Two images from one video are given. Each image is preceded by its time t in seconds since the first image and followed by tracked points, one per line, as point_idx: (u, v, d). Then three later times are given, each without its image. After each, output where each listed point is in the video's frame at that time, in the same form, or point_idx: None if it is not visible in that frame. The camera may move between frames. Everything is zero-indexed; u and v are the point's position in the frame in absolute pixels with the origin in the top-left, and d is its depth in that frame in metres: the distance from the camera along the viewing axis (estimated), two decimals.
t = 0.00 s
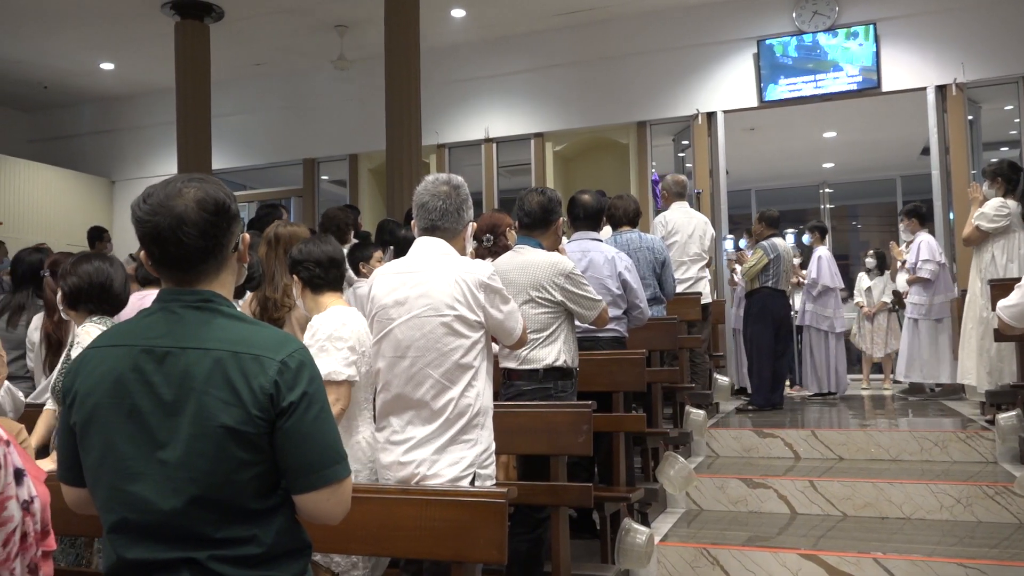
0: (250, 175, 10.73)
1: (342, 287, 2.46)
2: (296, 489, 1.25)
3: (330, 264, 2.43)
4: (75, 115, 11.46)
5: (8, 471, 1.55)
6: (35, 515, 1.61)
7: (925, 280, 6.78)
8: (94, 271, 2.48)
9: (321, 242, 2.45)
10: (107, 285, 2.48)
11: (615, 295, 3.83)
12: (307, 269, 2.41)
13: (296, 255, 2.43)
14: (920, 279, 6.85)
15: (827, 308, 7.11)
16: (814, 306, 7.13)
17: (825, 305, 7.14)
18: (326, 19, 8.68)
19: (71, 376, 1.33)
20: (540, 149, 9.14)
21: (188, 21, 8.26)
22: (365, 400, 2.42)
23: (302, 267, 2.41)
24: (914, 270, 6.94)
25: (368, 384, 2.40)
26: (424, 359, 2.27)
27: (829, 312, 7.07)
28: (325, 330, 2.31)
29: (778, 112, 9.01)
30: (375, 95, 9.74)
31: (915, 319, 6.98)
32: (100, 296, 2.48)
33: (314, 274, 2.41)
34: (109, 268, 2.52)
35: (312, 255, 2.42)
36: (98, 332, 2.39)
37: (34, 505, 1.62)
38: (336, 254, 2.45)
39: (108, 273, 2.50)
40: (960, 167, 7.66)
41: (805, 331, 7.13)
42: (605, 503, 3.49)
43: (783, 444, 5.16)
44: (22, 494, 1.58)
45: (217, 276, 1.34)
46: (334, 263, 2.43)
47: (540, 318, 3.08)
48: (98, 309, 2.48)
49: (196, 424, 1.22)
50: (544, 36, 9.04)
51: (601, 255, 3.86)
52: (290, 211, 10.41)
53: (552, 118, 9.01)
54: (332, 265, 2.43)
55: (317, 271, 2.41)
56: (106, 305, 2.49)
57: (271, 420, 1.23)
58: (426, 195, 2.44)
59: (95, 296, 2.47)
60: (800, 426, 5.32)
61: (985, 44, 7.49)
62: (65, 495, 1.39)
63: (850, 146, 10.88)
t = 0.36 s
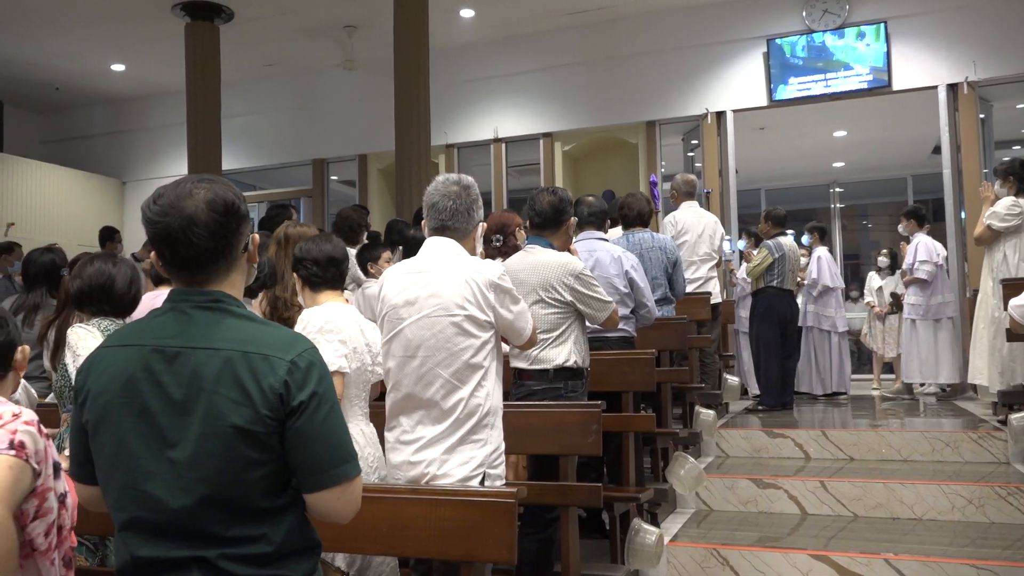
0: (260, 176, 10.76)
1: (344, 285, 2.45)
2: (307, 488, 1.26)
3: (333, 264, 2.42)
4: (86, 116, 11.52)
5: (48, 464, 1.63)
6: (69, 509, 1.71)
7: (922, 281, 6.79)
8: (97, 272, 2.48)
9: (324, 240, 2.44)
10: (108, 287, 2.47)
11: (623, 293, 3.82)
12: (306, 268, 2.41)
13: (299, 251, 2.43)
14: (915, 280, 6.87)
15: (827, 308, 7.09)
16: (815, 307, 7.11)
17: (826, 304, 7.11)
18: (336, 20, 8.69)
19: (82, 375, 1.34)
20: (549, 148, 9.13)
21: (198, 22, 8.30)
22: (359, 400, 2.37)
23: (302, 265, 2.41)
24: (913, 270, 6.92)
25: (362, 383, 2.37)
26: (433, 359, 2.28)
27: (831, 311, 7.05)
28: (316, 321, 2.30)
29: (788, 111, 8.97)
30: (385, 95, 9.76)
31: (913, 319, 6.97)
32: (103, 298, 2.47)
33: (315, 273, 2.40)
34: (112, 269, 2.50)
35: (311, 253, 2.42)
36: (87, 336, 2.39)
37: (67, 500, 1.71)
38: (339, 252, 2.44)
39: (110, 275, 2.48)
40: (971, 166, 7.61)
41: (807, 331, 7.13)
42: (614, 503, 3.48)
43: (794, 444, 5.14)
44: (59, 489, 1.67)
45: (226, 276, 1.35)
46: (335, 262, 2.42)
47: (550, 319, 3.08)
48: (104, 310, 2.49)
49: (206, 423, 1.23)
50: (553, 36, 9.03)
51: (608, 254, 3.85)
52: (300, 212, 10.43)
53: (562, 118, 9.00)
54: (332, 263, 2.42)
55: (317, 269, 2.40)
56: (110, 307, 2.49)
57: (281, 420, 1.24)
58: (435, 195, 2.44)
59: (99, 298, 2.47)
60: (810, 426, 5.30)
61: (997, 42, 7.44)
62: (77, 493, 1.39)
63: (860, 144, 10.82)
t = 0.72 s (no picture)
0: (271, 176, 10.80)
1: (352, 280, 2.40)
2: (318, 486, 1.26)
3: (337, 264, 2.35)
4: (98, 117, 11.59)
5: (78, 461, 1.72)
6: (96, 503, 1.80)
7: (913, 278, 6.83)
8: (117, 271, 2.48)
9: (335, 240, 2.37)
10: (130, 285, 2.49)
11: (627, 292, 3.80)
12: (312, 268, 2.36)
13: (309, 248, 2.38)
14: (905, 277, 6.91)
15: (824, 307, 7.05)
16: (812, 305, 7.10)
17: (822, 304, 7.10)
18: (346, 20, 8.72)
19: (94, 375, 1.34)
20: (559, 148, 9.13)
21: (209, 23, 8.33)
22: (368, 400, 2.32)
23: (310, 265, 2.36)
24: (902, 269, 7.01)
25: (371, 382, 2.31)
26: (444, 358, 2.28)
27: (827, 310, 7.01)
28: (305, 318, 2.30)
29: (799, 109, 8.94)
30: (395, 95, 9.78)
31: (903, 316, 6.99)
32: (125, 296, 2.49)
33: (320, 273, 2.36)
34: (131, 266, 2.51)
35: (319, 253, 2.36)
36: (96, 335, 2.42)
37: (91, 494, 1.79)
38: (347, 253, 2.37)
39: (130, 273, 2.50)
40: (985, 164, 7.56)
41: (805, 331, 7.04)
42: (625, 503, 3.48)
43: (805, 444, 5.12)
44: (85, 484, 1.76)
45: (236, 276, 1.35)
46: (343, 262, 2.36)
47: (561, 318, 3.08)
48: (123, 308, 2.50)
49: (218, 423, 1.23)
50: (563, 36, 9.03)
51: (611, 252, 3.84)
52: (310, 212, 10.45)
53: (571, 118, 8.99)
54: (341, 263, 2.36)
55: (323, 269, 2.35)
56: (131, 304, 2.51)
57: (292, 418, 1.24)
58: (446, 195, 2.44)
59: (120, 296, 2.49)
60: (822, 426, 5.28)
61: (1010, 39, 7.39)
62: (90, 491, 1.40)
63: (871, 143, 10.77)
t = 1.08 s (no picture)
0: (282, 177, 10.83)
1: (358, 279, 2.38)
2: (328, 485, 1.26)
3: (331, 259, 2.34)
4: (112, 118, 11.65)
5: (88, 460, 1.74)
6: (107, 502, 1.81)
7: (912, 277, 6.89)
8: (140, 270, 2.51)
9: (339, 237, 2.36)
10: (154, 284, 2.51)
11: (631, 292, 3.80)
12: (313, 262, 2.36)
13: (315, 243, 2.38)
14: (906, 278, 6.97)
15: (829, 306, 7.11)
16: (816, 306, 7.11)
17: (826, 302, 7.15)
18: (357, 21, 8.74)
19: (105, 375, 1.35)
20: (570, 147, 9.12)
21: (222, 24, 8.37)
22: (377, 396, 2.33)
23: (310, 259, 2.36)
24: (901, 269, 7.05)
25: (377, 379, 2.31)
26: (455, 358, 2.28)
27: (831, 310, 7.06)
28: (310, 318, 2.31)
29: (811, 108, 8.91)
30: (406, 95, 9.80)
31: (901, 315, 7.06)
32: (149, 295, 2.51)
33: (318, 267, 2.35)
34: (153, 266, 2.54)
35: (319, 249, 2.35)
36: (112, 336, 2.44)
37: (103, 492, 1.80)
38: (346, 250, 2.34)
39: (152, 272, 2.53)
40: (999, 162, 7.50)
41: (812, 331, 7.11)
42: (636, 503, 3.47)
43: (817, 445, 5.10)
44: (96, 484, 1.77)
45: (246, 276, 1.35)
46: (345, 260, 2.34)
47: (572, 318, 3.07)
48: (143, 309, 2.52)
49: (229, 422, 1.24)
50: (574, 35, 9.02)
51: (613, 252, 3.84)
52: (322, 212, 10.48)
53: (582, 117, 8.98)
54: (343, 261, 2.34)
55: (325, 265, 2.34)
56: (153, 305, 2.53)
57: (303, 418, 1.24)
58: (457, 195, 2.45)
59: (145, 295, 2.51)
60: (834, 427, 5.25)
61: None
62: (102, 492, 1.40)
63: (884, 142, 10.72)
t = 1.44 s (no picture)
0: (293, 177, 10.87)
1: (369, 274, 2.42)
2: (339, 485, 1.26)
3: (356, 253, 2.37)
4: (125, 120, 11.72)
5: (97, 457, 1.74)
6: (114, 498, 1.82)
7: (913, 279, 6.89)
8: (150, 270, 2.53)
9: (341, 231, 2.39)
10: (165, 284, 2.53)
11: (638, 292, 3.80)
12: (335, 260, 2.37)
13: (314, 246, 2.38)
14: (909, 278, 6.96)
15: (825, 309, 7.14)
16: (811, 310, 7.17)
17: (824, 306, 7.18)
18: (368, 21, 8.75)
19: (117, 376, 1.36)
20: (580, 147, 9.12)
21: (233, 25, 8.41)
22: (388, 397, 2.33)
23: (326, 257, 2.36)
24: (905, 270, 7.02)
25: (389, 380, 2.31)
26: (466, 358, 2.28)
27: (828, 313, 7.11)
28: (330, 317, 2.29)
29: (823, 107, 8.88)
30: (416, 96, 9.81)
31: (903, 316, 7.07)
32: (160, 295, 2.53)
33: (341, 264, 2.37)
34: (163, 266, 2.56)
35: (337, 245, 2.37)
36: (120, 335, 2.44)
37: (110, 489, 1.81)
38: (359, 243, 2.39)
39: (163, 273, 2.55)
40: (1012, 161, 7.46)
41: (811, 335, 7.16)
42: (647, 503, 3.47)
43: (829, 445, 5.08)
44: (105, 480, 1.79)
45: (257, 277, 1.36)
46: (362, 252, 2.39)
47: (580, 318, 3.07)
48: (153, 308, 2.54)
49: (241, 423, 1.24)
50: (584, 35, 9.01)
51: (620, 254, 3.84)
52: (333, 212, 10.52)
53: (593, 117, 8.98)
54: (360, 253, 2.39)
55: (342, 263, 2.36)
56: (162, 305, 2.55)
57: (313, 418, 1.25)
58: (467, 195, 2.45)
59: (156, 295, 2.52)
60: (846, 427, 5.23)
61: None
62: (113, 493, 1.41)
63: (896, 141, 10.67)
